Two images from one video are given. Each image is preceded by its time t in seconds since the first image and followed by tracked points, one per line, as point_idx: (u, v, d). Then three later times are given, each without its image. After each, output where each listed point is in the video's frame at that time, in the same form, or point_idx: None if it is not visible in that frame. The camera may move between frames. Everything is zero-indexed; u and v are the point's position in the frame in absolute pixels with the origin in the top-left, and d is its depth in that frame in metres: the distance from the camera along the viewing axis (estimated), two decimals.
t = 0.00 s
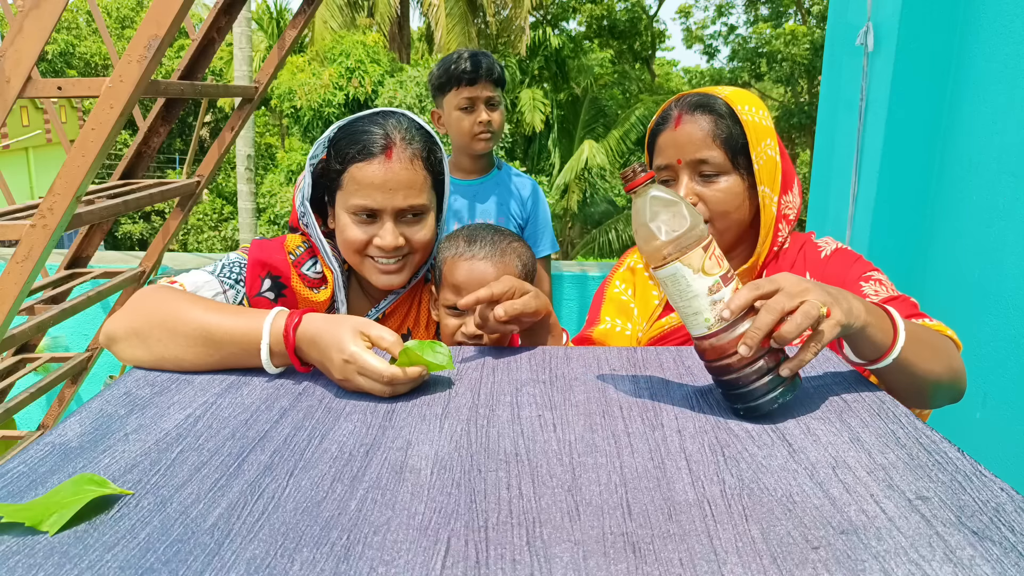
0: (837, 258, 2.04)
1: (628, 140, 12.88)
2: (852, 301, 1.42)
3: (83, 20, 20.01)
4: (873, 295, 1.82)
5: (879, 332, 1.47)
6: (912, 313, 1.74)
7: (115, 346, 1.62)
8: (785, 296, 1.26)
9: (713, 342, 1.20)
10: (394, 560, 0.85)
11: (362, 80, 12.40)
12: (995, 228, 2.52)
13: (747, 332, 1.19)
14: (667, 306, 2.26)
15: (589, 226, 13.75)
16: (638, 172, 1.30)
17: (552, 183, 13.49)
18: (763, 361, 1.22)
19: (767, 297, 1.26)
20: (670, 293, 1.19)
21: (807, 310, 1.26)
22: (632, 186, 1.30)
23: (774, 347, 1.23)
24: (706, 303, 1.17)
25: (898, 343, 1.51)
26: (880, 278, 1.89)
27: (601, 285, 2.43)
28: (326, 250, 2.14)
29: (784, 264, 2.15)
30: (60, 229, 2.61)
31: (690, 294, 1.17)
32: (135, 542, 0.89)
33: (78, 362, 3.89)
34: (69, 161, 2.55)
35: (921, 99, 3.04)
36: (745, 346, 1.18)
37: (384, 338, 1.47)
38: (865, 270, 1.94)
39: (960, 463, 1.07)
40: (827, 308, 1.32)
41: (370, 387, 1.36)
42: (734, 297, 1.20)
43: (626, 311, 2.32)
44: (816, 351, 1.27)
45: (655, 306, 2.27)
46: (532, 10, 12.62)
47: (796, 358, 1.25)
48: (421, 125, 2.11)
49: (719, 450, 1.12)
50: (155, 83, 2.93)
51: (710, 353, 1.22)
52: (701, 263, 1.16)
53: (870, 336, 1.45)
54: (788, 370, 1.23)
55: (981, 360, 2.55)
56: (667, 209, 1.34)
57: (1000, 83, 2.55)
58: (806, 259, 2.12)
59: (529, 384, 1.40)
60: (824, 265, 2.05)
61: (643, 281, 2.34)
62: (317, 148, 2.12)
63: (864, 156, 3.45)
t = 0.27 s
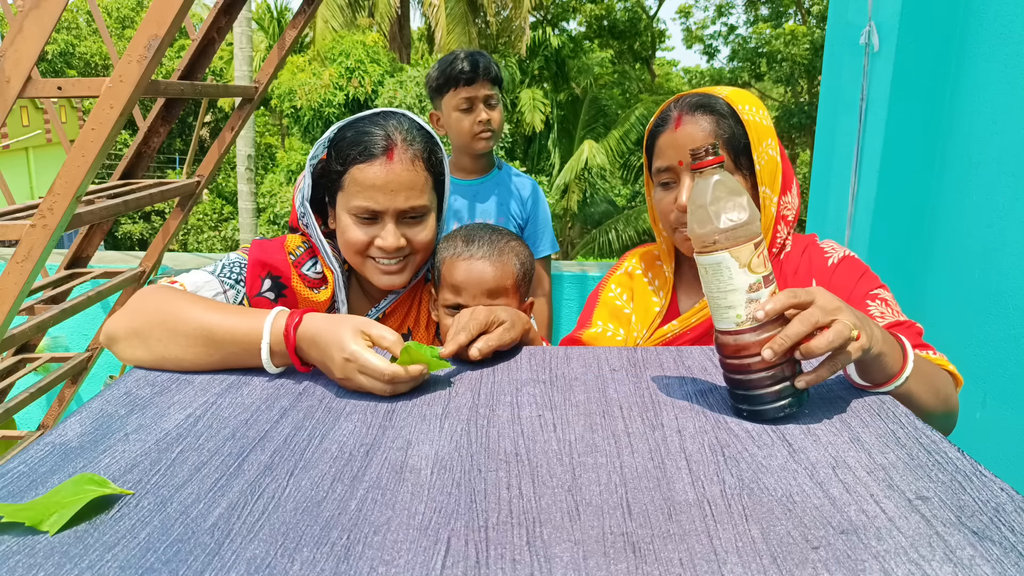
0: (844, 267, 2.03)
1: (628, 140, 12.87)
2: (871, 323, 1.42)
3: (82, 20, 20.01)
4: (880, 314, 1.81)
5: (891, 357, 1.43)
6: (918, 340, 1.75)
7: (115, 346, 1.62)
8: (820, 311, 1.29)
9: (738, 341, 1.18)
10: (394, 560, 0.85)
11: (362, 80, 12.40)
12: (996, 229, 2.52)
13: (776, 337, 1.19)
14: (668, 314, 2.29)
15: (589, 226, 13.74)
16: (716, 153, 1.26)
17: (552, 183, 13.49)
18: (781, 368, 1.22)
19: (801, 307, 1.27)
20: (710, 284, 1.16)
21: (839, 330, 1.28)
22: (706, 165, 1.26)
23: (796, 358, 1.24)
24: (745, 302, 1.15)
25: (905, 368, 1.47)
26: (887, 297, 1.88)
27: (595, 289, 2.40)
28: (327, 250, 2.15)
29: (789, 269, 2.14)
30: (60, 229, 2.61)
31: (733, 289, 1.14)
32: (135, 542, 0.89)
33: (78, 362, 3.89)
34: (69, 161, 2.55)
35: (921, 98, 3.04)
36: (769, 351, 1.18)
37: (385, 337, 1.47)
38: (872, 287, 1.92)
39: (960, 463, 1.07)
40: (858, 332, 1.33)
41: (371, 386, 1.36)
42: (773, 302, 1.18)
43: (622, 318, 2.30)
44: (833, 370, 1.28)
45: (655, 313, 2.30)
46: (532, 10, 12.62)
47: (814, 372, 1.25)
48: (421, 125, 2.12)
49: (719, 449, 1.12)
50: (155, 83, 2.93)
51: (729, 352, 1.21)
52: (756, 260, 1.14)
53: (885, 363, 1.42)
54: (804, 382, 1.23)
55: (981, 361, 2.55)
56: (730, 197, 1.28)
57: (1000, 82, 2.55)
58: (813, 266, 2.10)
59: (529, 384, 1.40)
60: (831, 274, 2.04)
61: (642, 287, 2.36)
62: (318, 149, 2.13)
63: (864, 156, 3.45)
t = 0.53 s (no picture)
0: (847, 267, 2.03)
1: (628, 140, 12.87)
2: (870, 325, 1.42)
3: (82, 20, 20.02)
4: (881, 317, 1.83)
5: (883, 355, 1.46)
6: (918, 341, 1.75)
7: (116, 346, 1.62)
8: (820, 312, 1.29)
9: (737, 340, 1.18)
10: (393, 560, 0.85)
11: (362, 80, 12.40)
12: (995, 229, 2.52)
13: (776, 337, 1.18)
14: (668, 317, 2.29)
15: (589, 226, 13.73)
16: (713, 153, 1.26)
17: (551, 183, 13.48)
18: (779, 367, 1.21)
19: (801, 307, 1.27)
20: (709, 284, 1.16)
21: (838, 329, 1.28)
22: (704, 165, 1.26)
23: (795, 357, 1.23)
24: (744, 302, 1.15)
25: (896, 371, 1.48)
26: (888, 298, 1.89)
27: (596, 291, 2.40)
28: (326, 249, 2.14)
29: (790, 270, 2.15)
30: (60, 229, 2.61)
31: (733, 289, 1.14)
32: (135, 542, 0.89)
33: (78, 362, 3.89)
34: (69, 161, 2.55)
35: (921, 98, 3.05)
36: (769, 350, 1.17)
37: (386, 336, 1.48)
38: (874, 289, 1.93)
39: (959, 463, 1.07)
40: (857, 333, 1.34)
41: (371, 384, 1.37)
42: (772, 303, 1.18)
43: (620, 320, 2.30)
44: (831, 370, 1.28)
45: (655, 317, 2.29)
46: (532, 11, 12.61)
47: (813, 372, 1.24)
48: (420, 125, 2.12)
49: (719, 450, 1.12)
50: (155, 83, 2.93)
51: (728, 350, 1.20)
52: (755, 260, 1.14)
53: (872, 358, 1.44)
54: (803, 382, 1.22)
55: (981, 361, 2.55)
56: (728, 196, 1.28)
57: (1000, 82, 2.55)
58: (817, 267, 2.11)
59: (529, 384, 1.40)
60: (832, 275, 2.04)
61: (642, 290, 2.36)
62: (318, 148, 2.13)
63: (864, 156, 3.45)
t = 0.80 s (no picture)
0: (839, 263, 2.04)
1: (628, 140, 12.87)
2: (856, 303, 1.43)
3: (82, 20, 20.02)
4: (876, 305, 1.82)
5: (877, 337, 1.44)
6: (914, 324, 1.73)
7: (116, 346, 1.62)
8: (799, 296, 1.27)
9: (723, 342, 1.19)
10: (394, 560, 0.85)
11: (362, 79, 12.40)
12: (995, 229, 2.52)
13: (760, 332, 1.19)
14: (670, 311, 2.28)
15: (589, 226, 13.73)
16: (658, 167, 1.28)
17: (551, 183, 13.48)
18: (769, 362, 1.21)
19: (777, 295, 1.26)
20: (682, 293, 1.18)
21: (818, 308, 1.27)
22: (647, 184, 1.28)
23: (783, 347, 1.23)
24: (719, 304, 1.17)
25: (892, 353, 1.46)
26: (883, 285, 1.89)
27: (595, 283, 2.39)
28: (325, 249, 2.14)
29: (787, 267, 2.14)
30: (60, 229, 2.61)
31: (706, 295, 1.16)
32: (135, 542, 0.89)
33: (78, 362, 3.89)
34: (69, 161, 2.55)
35: (921, 98, 3.05)
36: (758, 347, 1.17)
37: (387, 336, 1.48)
38: (868, 278, 1.94)
39: (960, 463, 1.07)
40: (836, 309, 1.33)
41: (372, 383, 1.37)
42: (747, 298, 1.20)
43: (617, 312, 2.31)
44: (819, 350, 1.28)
45: (657, 312, 2.28)
46: (532, 11, 12.61)
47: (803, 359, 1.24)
48: (418, 124, 2.12)
49: (720, 450, 1.12)
50: (155, 83, 2.93)
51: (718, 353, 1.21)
52: (719, 264, 1.16)
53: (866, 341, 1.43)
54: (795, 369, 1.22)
55: (981, 360, 2.55)
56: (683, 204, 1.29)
57: (1000, 82, 2.55)
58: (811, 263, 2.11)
59: (529, 384, 1.40)
60: (827, 270, 2.05)
61: (642, 284, 2.32)
62: (316, 148, 2.13)
63: (864, 156, 3.45)
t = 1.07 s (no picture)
0: (823, 253, 2.05)
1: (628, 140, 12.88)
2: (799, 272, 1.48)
3: (82, 20, 20.03)
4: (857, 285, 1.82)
5: (832, 304, 1.49)
6: (894, 299, 1.73)
7: (116, 346, 1.62)
8: (729, 279, 1.34)
9: (683, 345, 1.30)
10: (394, 560, 0.85)
11: (362, 79, 12.40)
12: (995, 228, 2.52)
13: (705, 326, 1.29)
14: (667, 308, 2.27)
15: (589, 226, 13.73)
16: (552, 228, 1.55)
17: (551, 183, 13.46)
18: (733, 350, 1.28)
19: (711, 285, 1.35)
20: (621, 317, 1.32)
21: (747, 280, 1.33)
22: (551, 242, 1.54)
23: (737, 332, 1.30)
24: (655, 314, 1.30)
25: (852, 323, 1.48)
26: (865, 267, 1.89)
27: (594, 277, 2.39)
28: (324, 248, 2.14)
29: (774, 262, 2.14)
30: (60, 229, 2.61)
31: (638, 311, 1.31)
32: (135, 542, 0.89)
33: (78, 362, 3.89)
34: (69, 161, 2.55)
35: (921, 98, 3.04)
36: (711, 337, 1.26)
37: (387, 336, 1.48)
38: (852, 262, 1.94)
39: (959, 463, 1.07)
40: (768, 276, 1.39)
41: (372, 383, 1.37)
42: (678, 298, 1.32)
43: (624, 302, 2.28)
44: (776, 317, 1.32)
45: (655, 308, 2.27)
46: (532, 11, 12.60)
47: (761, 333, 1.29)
48: (416, 123, 2.12)
49: (719, 449, 1.12)
50: (155, 83, 2.93)
51: (687, 357, 1.31)
52: (632, 280, 1.31)
53: (819, 308, 1.47)
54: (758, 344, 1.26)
55: (982, 360, 2.55)
56: (586, 247, 1.55)
57: (999, 82, 2.55)
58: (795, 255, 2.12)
59: (529, 384, 1.40)
60: (811, 261, 2.06)
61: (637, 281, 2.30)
62: (314, 148, 2.12)
63: (863, 155, 3.44)
